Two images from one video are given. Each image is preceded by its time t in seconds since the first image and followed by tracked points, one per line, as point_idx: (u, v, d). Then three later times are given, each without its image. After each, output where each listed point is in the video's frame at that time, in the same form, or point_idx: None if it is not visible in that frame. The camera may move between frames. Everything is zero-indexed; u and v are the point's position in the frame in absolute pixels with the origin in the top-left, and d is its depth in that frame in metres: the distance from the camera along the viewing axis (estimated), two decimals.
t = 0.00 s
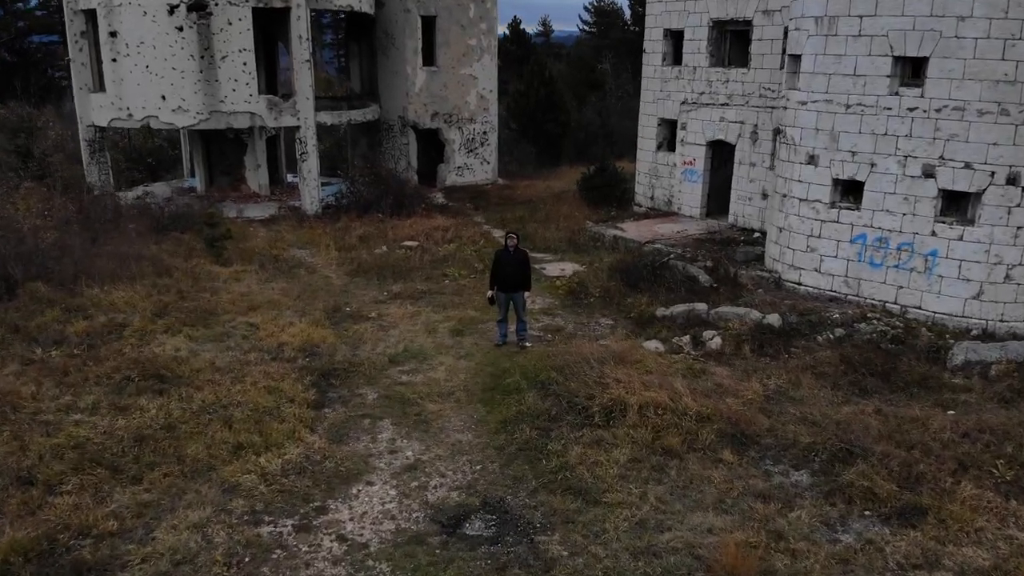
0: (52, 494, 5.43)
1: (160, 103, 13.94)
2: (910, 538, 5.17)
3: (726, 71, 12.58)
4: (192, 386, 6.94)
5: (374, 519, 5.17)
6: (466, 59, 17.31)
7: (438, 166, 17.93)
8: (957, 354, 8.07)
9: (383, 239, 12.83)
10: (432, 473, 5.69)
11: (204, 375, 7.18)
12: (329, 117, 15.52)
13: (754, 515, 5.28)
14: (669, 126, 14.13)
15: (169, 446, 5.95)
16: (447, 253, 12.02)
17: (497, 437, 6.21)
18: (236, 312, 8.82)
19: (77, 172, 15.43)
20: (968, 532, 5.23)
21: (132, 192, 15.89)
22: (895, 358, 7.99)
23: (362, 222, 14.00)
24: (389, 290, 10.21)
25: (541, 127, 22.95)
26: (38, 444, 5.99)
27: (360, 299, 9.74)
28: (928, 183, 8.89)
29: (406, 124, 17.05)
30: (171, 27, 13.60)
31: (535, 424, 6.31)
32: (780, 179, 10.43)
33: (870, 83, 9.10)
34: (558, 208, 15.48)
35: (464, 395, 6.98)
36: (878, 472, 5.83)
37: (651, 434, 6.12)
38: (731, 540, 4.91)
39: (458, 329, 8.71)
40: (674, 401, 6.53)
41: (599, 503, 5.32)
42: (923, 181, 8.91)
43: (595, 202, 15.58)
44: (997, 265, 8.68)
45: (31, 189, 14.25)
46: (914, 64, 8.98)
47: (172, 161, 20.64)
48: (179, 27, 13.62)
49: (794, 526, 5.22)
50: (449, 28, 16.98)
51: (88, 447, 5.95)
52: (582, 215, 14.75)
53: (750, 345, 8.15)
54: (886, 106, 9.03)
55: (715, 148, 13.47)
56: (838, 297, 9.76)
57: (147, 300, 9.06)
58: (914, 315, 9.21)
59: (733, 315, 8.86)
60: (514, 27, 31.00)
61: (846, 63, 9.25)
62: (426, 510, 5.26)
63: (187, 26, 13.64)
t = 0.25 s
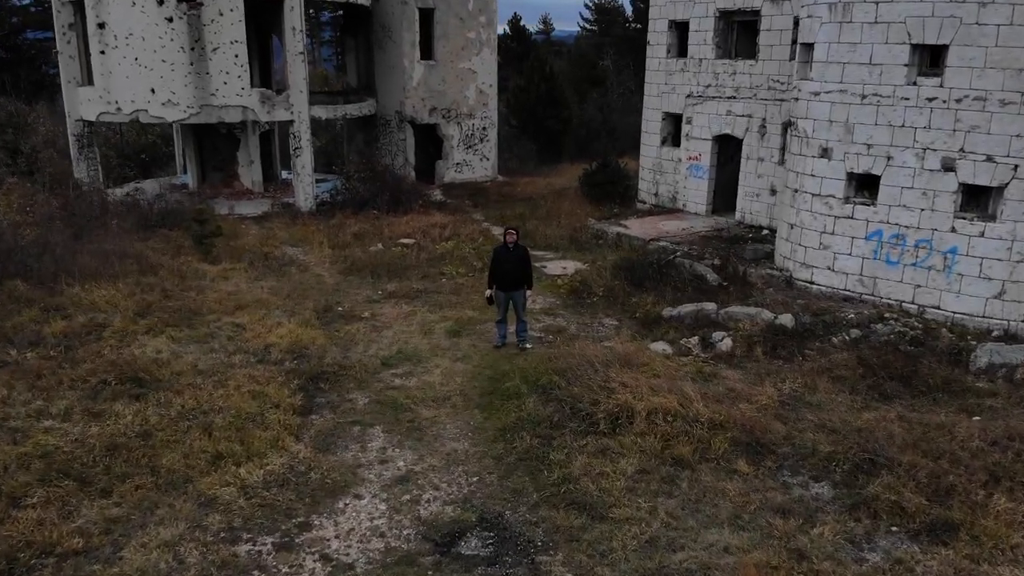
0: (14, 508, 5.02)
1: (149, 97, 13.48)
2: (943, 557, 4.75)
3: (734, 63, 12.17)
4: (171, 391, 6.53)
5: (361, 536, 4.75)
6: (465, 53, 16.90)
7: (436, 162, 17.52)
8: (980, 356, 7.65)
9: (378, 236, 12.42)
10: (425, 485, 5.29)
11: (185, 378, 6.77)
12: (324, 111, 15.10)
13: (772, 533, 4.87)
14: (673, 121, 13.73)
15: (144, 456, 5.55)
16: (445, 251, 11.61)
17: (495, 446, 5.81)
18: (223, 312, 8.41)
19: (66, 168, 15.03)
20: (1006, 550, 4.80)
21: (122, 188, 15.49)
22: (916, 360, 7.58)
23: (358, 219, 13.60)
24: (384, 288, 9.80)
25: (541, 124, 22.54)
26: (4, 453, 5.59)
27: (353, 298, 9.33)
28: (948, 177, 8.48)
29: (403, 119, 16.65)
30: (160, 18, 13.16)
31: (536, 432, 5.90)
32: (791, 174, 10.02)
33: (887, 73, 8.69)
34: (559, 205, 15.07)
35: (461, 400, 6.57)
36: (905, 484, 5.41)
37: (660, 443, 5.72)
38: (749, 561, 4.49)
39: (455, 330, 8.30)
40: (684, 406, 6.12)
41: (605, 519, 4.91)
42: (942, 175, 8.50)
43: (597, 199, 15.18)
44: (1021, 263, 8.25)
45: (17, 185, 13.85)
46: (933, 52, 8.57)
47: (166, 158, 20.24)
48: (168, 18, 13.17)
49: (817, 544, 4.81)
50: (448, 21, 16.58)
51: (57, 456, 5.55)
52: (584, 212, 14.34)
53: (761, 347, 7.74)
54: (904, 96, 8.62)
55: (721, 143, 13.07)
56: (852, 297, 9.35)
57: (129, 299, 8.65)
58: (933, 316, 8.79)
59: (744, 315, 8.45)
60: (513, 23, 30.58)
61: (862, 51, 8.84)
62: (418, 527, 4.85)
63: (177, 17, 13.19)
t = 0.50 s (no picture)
0: None
1: (139, 90, 13.15)
2: (975, 573, 4.41)
3: (740, 54, 11.83)
4: (153, 393, 6.19)
5: (350, 552, 4.42)
6: (464, 45, 16.56)
7: (435, 157, 17.18)
8: (1002, 355, 7.30)
9: (374, 232, 12.08)
10: (419, 496, 4.95)
11: (169, 380, 6.44)
12: (320, 104, 14.77)
13: (792, 547, 4.54)
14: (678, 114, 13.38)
15: (121, 463, 5.22)
16: (443, 248, 11.27)
17: (495, 452, 5.47)
18: (211, 310, 8.08)
19: (56, 163, 14.69)
20: None
21: (114, 183, 15.15)
22: (936, 360, 7.24)
23: (354, 215, 13.25)
24: (379, 286, 9.46)
25: (542, 119, 22.20)
26: None
27: (347, 296, 8.99)
28: (967, 170, 8.14)
29: (401, 113, 16.31)
30: (151, 9, 12.85)
31: (538, 437, 5.57)
32: (801, 167, 9.68)
33: (902, 61, 8.35)
34: (560, 201, 14.72)
35: (459, 403, 6.24)
36: (932, 494, 5.07)
37: (669, 450, 5.39)
38: None
39: (453, 329, 7.95)
40: (694, 410, 5.78)
41: (612, 533, 4.57)
42: (961, 167, 8.15)
43: (599, 195, 14.84)
44: None
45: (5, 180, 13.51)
46: (950, 39, 8.23)
47: (161, 153, 19.89)
48: (159, 8, 12.87)
49: (840, 559, 4.47)
50: (447, 13, 16.23)
51: (28, 462, 5.22)
52: (586, 208, 14.00)
53: (773, 346, 7.41)
54: (920, 85, 8.28)
55: (728, 136, 12.73)
56: (866, 294, 9.01)
57: (114, 297, 8.31)
58: (950, 314, 8.45)
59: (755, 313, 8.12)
60: (514, 18, 30.21)
61: (876, 39, 8.49)
62: (412, 541, 4.51)
63: (168, 7, 12.88)
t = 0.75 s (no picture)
0: None
1: (128, 80, 12.71)
2: None
3: (749, 42, 11.44)
4: (132, 396, 5.82)
5: (337, 571, 4.05)
6: (464, 36, 16.16)
7: (434, 151, 16.80)
8: None
9: (371, 227, 11.70)
10: (413, 508, 4.59)
11: (149, 382, 6.06)
12: (316, 95, 14.39)
13: (818, 565, 4.17)
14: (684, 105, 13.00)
15: (93, 472, 4.85)
16: (442, 242, 10.89)
17: (495, 460, 5.10)
18: (198, 308, 7.70)
19: (46, 156, 14.31)
20: None
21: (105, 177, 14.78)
22: (960, 360, 6.86)
23: (350, 209, 12.88)
24: (375, 282, 9.09)
25: (544, 112, 21.80)
26: None
27: (341, 293, 8.61)
28: (990, 160, 7.75)
29: (399, 105, 15.93)
30: None
31: (541, 444, 5.20)
32: (814, 158, 9.30)
33: (921, 46, 7.98)
34: (563, 195, 14.34)
35: (457, 407, 5.87)
36: (966, 505, 4.70)
37: (682, 457, 5.03)
38: None
39: (452, 328, 7.57)
40: (709, 415, 5.41)
41: (622, 549, 4.21)
42: (984, 158, 7.76)
43: (603, 188, 14.46)
44: None
45: None
46: (973, 23, 7.85)
47: (156, 147, 19.51)
48: None
49: None
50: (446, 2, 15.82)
51: None
52: (589, 202, 13.62)
53: (788, 346, 7.03)
54: (941, 72, 7.89)
55: (736, 127, 12.34)
56: (883, 290, 8.64)
57: (97, 293, 7.94)
58: (972, 312, 8.07)
59: (768, 310, 7.74)
60: (515, 11, 29.76)
61: (895, 23, 8.11)
62: (404, 558, 4.15)
63: None
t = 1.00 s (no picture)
0: None
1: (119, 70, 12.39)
2: None
3: (758, 30, 11.09)
4: (113, 397, 5.51)
5: None
6: (465, 25, 15.81)
7: (434, 143, 16.47)
8: None
9: (369, 220, 11.39)
10: (409, 518, 4.29)
11: (132, 382, 5.75)
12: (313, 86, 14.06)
13: None
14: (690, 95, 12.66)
15: (67, 479, 4.55)
16: (442, 236, 10.57)
17: (496, 467, 4.79)
18: (187, 304, 7.39)
19: (37, 148, 14.00)
20: None
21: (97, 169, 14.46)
22: (984, 358, 6.54)
23: (348, 203, 12.56)
24: (372, 277, 8.79)
25: (546, 105, 21.53)
26: None
27: (337, 288, 8.30)
28: (1012, 149, 7.41)
29: (398, 96, 15.60)
30: None
31: (545, 449, 4.89)
32: (827, 148, 8.97)
33: (942, 31, 7.64)
34: (566, 188, 14.01)
35: (456, 408, 5.56)
36: (1000, 516, 4.38)
37: (695, 463, 4.73)
38: None
39: (451, 325, 7.26)
40: (723, 418, 5.10)
41: (634, 564, 3.91)
42: (1006, 147, 7.42)
43: (606, 181, 14.13)
44: None
45: None
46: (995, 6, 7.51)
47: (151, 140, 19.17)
48: None
49: None
50: None
51: None
52: (593, 195, 13.30)
53: (803, 344, 6.72)
54: (961, 58, 7.56)
55: (743, 118, 12.01)
56: (899, 286, 8.33)
57: (82, 288, 7.63)
58: (993, 307, 7.75)
59: (781, 306, 7.42)
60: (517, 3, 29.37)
61: (913, 7, 7.78)
62: (398, 574, 3.85)
63: None
